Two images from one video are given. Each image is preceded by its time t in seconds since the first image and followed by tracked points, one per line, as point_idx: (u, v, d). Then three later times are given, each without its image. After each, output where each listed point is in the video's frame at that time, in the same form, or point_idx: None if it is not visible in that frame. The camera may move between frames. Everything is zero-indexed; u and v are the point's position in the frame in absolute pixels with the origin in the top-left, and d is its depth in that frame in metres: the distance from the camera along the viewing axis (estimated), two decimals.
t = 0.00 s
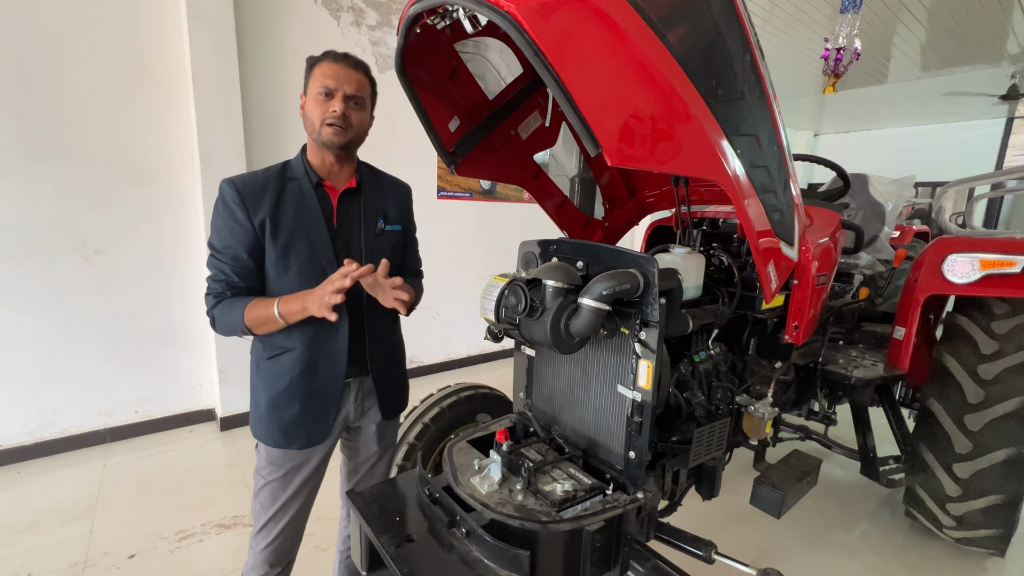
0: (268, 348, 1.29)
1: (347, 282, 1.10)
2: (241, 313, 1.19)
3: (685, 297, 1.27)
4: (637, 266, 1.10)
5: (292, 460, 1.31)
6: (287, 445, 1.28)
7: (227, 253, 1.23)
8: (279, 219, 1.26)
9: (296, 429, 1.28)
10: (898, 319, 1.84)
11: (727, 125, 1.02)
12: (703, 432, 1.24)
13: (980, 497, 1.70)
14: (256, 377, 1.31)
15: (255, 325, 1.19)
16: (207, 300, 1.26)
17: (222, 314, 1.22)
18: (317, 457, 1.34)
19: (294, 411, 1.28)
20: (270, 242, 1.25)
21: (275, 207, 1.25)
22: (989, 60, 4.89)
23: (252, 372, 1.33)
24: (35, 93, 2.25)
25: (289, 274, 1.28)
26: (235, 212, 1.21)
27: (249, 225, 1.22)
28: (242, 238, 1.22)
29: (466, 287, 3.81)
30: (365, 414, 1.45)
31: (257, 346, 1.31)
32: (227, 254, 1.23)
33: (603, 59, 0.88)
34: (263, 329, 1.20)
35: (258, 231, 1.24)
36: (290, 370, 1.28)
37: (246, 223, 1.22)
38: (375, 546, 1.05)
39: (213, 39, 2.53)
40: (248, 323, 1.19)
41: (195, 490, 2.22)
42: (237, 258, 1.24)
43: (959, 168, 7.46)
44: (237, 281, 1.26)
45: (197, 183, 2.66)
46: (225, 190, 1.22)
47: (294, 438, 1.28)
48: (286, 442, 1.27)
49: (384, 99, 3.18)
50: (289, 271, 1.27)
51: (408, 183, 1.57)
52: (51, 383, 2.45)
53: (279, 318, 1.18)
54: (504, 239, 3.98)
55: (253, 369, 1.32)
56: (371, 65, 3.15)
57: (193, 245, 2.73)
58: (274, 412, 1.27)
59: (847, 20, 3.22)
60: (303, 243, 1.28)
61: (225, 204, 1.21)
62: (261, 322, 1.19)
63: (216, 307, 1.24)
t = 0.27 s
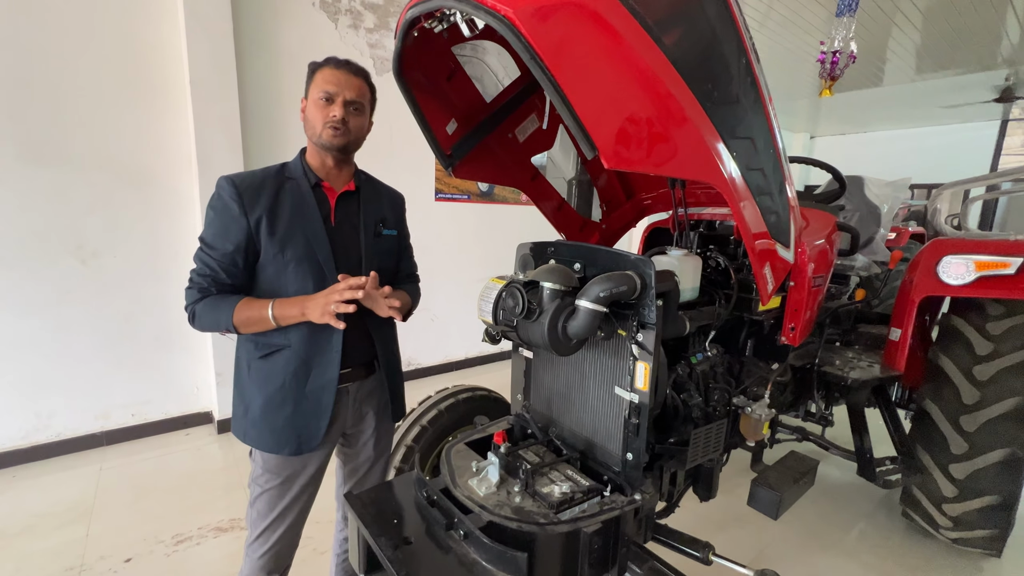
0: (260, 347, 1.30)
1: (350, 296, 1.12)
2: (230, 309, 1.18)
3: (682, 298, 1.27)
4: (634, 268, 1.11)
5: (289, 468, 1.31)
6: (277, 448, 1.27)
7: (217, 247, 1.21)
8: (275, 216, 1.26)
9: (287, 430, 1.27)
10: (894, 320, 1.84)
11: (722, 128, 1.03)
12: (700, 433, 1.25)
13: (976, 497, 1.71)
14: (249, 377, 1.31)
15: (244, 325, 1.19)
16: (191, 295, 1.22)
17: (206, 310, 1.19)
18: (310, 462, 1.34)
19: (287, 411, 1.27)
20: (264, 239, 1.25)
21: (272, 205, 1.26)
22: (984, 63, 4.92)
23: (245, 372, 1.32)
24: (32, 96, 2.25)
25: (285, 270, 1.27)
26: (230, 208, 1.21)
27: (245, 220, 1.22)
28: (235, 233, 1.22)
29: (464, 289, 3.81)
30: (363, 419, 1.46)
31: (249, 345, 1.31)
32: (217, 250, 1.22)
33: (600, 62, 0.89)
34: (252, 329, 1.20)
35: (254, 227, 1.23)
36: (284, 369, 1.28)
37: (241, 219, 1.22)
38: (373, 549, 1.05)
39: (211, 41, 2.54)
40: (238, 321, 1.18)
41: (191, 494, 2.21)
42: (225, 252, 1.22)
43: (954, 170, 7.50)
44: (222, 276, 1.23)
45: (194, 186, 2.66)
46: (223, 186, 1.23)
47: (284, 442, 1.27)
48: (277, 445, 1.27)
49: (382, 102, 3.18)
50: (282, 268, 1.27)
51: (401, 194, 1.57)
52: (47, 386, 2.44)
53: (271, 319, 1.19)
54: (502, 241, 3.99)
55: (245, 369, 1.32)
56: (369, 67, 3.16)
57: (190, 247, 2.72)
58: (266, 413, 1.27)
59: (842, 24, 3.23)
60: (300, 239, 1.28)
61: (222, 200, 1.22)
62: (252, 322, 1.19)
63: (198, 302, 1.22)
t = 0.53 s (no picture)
0: (260, 353, 1.29)
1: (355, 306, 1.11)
2: (232, 320, 1.17)
3: (677, 301, 1.28)
4: (629, 271, 1.11)
5: (288, 470, 1.31)
6: (280, 452, 1.27)
7: (213, 256, 1.20)
8: (271, 222, 1.26)
9: (289, 434, 1.27)
10: (888, 323, 1.85)
11: (717, 134, 1.04)
12: (696, 435, 1.26)
13: (970, 498, 1.72)
14: (249, 383, 1.31)
15: (247, 333, 1.18)
16: (190, 305, 1.22)
17: (206, 320, 1.19)
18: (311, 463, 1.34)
19: (288, 416, 1.28)
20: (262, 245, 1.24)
21: (267, 211, 1.25)
22: (976, 67, 4.97)
23: (245, 378, 1.32)
24: (28, 99, 2.25)
25: (284, 275, 1.28)
26: (226, 215, 1.20)
27: (240, 228, 1.21)
28: (231, 241, 1.21)
29: (461, 292, 3.81)
30: (361, 420, 1.47)
31: (249, 351, 1.30)
32: (213, 258, 1.21)
33: (595, 68, 0.90)
34: (255, 337, 1.20)
35: (250, 234, 1.23)
36: (285, 374, 1.29)
37: (236, 227, 1.21)
38: (369, 552, 1.05)
39: (208, 45, 2.54)
40: (240, 331, 1.17)
41: (188, 498, 2.21)
42: (222, 262, 1.21)
43: (948, 173, 7.56)
44: (222, 285, 1.23)
45: (191, 189, 2.66)
46: (215, 194, 1.21)
47: (287, 446, 1.27)
48: (280, 449, 1.27)
49: (379, 105, 3.19)
50: (281, 274, 1.28)
51: (388, 194, 1.58)
52: (42, 390, 2.43)
53: (275, 327, 1.18)
54: (499, 244, 4.00)
55: (246, 375, 1.32)
56: (366, 71, 3.17)
57: (187, 251, 2.72)
58: (268, 417, 1.27)
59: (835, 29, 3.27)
60: (298, 245, 1.28)
61: (216, 207, 1.21)
62: (255, 331, 1.18)
63: (199, 311, 1.21)
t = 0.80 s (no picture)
0: (260, 358, 1.29)
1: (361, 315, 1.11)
2: (233, 327, 1.17)
3: (673, 302, 1.29)
4: (625, 273, 1.12)
5: (288, 468, 1.31)
6: (281, 454, 1.28)
7: (212, 264, 1.19)
8: (270, 229, 1.26)
9: (291, 438, 1.28)
10: (882, 323, 1.86)
11: (711, 136, 1.05)
12: (692, 436, 1.27)
13: (964, 497, 1.74)
14: (249, 388, 1.31)
15: (250, 341, 1.18)
16: (189, 313, 1.21)
17: (207, 328, 1.19)
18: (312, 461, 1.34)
19: (290, 419, 1.28)
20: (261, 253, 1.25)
21: (265, 218, 1.25)
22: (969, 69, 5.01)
23: (244, 383, 1.32)
24: (24, 101, 2.24)
25: (284, 283, 1.28)
26: (224, 223, 1.20)
27: (240, 237, 1.21)
28: (230, 250, 1.20)
29: (459, 293, 3.82)
30: (360, 416, 1.49)
31: (248, 356, 1.30)
32: (211, 267, 1.20)
33: (590, 72, 0.91)
34: (258, 344, 1.20)
35: (249, 242, 1.23)
36: (286, 379, 1.29)
37: (235, 236, 1.20)
38: (367, 553, 1.05)
39: (205, 48, 2.54)
40: (243, 338, 1.17)
41: (185, 500, 2.21)
42: (221, 270, 1.20)
43: (943, 174, 7.61)
44: (220, 293, 1.23)
45: (188, 191, 2.66)
46: (212, 203, 1.20)
47: (289, 447, 1.28)
48: (282, 451, 1.27)
49: (376, 107, 3.20)
50: (281, 280, 1.28)
51: (382, 195, 1.60)
52: (38, 393, 2.42)
53: (278, 334, 1.19)
54: (496, 246, 4.01)
55: (245, 380, 1.32)
56: (364, 73, 3.18)
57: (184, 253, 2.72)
58: (269, 421, 1.27)
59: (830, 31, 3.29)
60: (298, 252, 1.29)
61: (213, 215, 1.20)
62: (258, 338, 1.18)
63: (198, 320, 1.20)
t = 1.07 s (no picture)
0: (254, 359, 1.29)
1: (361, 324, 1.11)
2: (228, 328, 1.17)
3: (668, 303, 1.30)
4: (620, 273, 1.13)
5: (279, 465, 1.33)
6: (270, 453, 1.29)
7: (209, 265, 1.20)
8: (267, 232, 1.27)
9: (281, 438, 1.29)
10: (877, 322, 1.88)
11: (704, 138, 1.06)
12: (688, 434, 1.27)
13: (958, 495, 1.75)
14: (241, 387, 1.32)
15: (244, 343, 1.18)
16: (182, 313, 1.20)
17: (199, 327, 1.18)
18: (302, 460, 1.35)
19: (282, 418, 1.29)
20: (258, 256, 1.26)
21: (263, 221, 1.26)
22: (964, 71, 5.04)
23: (236, 382, 1.33)
24: (20, 103, 2.24)
25: (280, 287, 1.29)
26: (221, 226, 1.20)
27: (237, 239, 1.22)
28: (228, 252, 1.21)
29: (457, 294, 3.82)
30: (352, 413, 1.49)
31: (240, 355, 1.31)
32: (207, 267, 1.20)
33: (583, 74, 0.92)
34: (252, 346, 1.20)
35: (246, 244, 1.24)
36: (279, 380, 1.30)
37: (234, 238, 1.22)
38: (364, 552, 1.06)
39: (202, 49, 2.54)
40: (237, 340, 1.17)
41: (183, 502, 2.20)
42: (217, 271, 1.21)
43: (938, 174, 7.65)
44: (215, 294, 1.23)
45: (185, 193, 2.66)
46: (211, 204, 1.21)
47: (278, 446, 1.29)
48: (270, 451, 1.28)
49: (373, 108, 3.20)
50: (277, 283, 1.29)
51: (384, 195, 1.63)
52: (34, 395, 2.41)
53: (273, 337, 1.19)
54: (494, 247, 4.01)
55: (237, 379, 1.32)
56: (361, 74, 3.18)
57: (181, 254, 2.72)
58: (260, 420, 1.28)
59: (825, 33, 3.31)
60: (293, 257, 1.30)
61: (211, 217, 1.21)
62: (253, 340, 1.18)
63: (191, 320, 1.20)
